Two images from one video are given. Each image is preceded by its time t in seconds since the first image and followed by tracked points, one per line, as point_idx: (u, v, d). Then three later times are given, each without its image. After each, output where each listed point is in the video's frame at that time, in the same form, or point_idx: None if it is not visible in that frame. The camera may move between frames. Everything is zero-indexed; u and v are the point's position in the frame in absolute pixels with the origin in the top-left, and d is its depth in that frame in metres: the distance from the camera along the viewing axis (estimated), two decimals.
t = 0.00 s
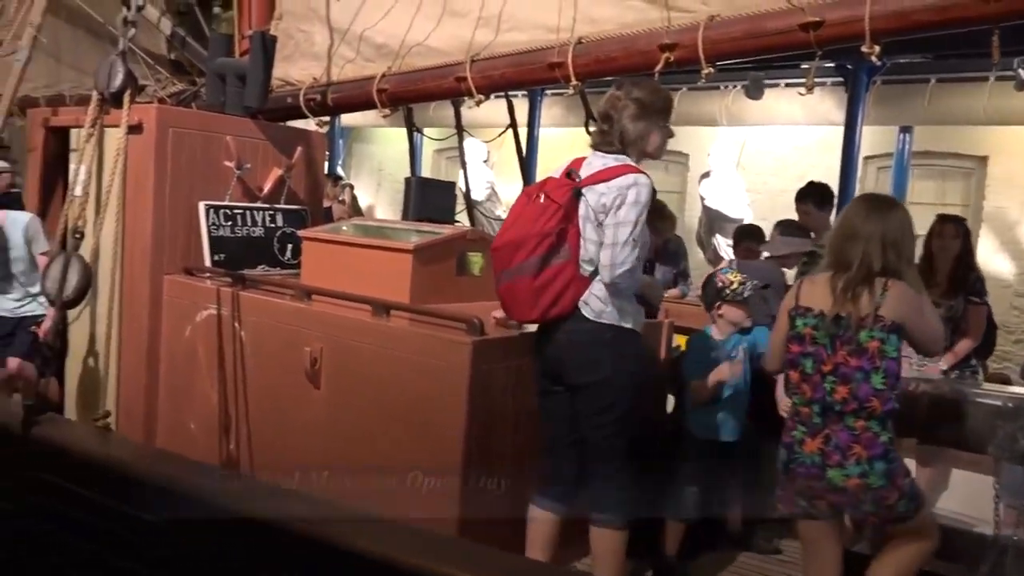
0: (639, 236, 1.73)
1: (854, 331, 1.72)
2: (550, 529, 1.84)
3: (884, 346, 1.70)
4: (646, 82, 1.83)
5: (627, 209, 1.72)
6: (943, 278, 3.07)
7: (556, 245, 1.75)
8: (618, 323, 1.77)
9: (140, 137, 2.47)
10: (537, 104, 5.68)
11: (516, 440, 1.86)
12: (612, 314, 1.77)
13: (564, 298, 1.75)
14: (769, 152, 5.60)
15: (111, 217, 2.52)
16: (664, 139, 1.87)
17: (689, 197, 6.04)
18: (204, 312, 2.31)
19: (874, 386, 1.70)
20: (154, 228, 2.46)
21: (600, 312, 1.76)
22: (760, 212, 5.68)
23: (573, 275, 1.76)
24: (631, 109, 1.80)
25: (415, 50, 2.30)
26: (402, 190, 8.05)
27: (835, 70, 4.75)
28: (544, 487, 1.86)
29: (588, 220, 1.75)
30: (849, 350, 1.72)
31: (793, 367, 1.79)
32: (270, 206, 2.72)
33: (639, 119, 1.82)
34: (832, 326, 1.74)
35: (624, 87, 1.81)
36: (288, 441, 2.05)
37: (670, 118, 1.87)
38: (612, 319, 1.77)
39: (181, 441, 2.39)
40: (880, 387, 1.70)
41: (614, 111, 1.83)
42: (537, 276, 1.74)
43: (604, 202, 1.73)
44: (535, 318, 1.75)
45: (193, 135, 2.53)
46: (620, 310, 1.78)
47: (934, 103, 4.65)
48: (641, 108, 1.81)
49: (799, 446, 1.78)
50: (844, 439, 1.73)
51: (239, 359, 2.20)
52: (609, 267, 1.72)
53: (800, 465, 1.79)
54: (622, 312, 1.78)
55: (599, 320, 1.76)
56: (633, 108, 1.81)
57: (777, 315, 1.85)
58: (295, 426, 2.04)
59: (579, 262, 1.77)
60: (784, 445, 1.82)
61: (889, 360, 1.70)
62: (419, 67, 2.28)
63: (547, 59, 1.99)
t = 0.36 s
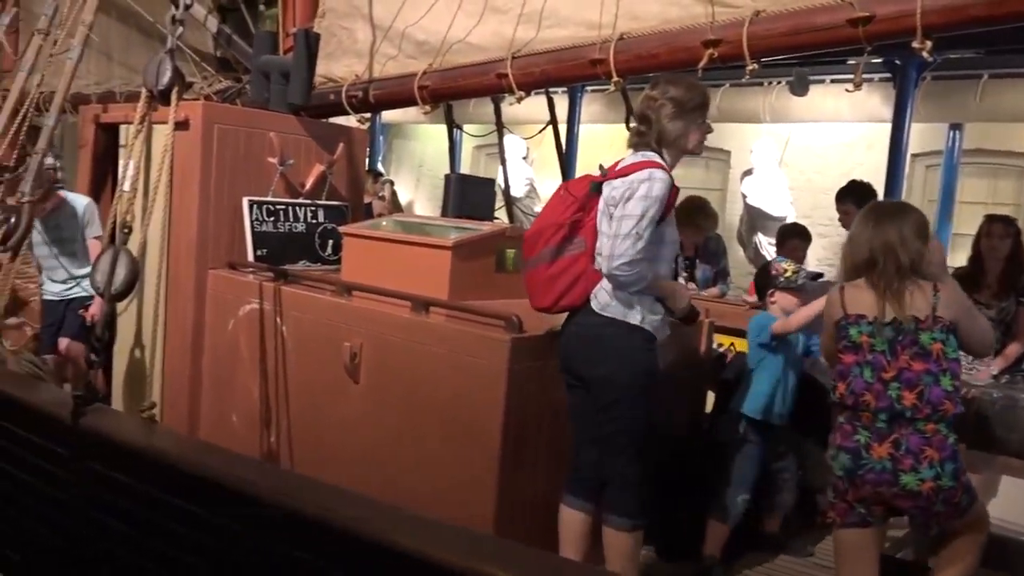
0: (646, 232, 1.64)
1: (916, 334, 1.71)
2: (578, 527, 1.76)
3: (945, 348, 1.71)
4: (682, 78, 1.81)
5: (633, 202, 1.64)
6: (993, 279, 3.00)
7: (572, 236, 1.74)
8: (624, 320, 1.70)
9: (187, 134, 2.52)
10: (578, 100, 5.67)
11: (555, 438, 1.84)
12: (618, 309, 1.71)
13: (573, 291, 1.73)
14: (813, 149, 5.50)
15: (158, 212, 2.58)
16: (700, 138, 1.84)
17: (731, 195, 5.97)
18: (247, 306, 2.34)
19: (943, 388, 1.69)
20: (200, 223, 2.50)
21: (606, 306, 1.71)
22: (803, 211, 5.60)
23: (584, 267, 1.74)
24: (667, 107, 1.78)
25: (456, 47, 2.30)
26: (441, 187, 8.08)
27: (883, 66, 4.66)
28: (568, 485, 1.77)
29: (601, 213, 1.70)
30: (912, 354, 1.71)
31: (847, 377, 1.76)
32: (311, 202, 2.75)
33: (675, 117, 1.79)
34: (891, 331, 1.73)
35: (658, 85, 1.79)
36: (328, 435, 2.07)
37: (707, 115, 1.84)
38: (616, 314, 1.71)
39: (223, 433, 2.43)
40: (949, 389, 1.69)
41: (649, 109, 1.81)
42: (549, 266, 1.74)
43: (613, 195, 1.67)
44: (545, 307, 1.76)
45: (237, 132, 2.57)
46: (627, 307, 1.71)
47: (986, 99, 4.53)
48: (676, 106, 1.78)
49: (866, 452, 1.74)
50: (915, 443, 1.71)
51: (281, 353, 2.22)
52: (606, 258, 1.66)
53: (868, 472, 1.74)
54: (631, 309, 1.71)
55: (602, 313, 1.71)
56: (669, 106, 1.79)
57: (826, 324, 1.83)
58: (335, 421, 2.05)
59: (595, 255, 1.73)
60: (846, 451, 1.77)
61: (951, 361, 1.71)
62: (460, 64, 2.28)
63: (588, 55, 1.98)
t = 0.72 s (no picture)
0: (646, 236, 1.59)
1: (950, 338, 1.67)
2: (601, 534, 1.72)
3: (979, 355, 1.64)
4: (725, 84, 1.66)
5: (635, 207, 1.62)
6: None
7: (591, 243, 1.73)
8: (640, 323, 1.67)
9: (228, 142, 2.56)
10: (614, 104, 5.65)
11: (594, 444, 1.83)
12: (635, 313, 1.67)
13: (593, 295, 1.72)
14: (854, 149, 5.41)
15: (200, 218, 2.63)
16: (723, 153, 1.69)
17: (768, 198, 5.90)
18: (287, 311, 2.36)
19: (976, 394, 1.64)
20: (241, 229, 2.54)
21: (624, 310, 1.69)
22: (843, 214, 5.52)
23: (602, 274, 1.71)
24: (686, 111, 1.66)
25: (492, 52, 2.31)
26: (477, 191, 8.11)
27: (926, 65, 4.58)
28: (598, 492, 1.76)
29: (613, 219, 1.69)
30: (944, 359, 1.67)
31: (884, 378, 1.75)
32: (349, 208, 2.78)
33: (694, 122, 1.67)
34: (927, 335, 1.70)
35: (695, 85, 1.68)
36: (366, 438, 2.09)
37: (745, 127, 1.68)
38: (634, 318, 1.67)
39: (264, 437, 2.46)
40: (983, 395, 1.64)
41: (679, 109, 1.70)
42: (572, 272, 1.75)
43: (621, 200, 1.66)
44: (572, 313, 1.77)
45: (277, 140, 2.61)
46: (644, 311, 1.67)
47: None
48: (698, 111, 1.65)
49: (899, 453, 1.73)
50: (949, 447, 1.68)
51: (319, 358, 2.24)
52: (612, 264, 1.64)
53: (901, 473, 1.73)
54: (648, 313, 1.67)
55: (622, 317, 1.69)
56: (692, 109, 1.67)
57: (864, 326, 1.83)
58: (373, 425, 2.06)
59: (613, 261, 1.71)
60: (882, 451, 1.77)
61: (987, 368, 1.64)
62: (496, 70, 2.29)
63: (624, 59, 1.97)
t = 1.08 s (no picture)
0: (659, 232, 1.59)
1: (990, 353, 1.64)
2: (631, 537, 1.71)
3: (1018, 369, 1.60)
4: (762, 87, 1.63)
5: (651, 204, 1.62)
6: None
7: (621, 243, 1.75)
8: (656, 323, 1.66)
9: (265, 144, 2.60)
10: (647, 105, 5.63)
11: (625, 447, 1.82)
12: (652, 312, 1.67)
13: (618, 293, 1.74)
14: (893, 151, 5.33)
15: (236, 218, 2.66)
16: (755, 157, 1.66)
17: (806, 200, 5.81)
18: (321, 312, 2.39)
19: (1017, 409, 1.59)
20: (276, 231, 2.57)
21: (643, 307, 1.69)
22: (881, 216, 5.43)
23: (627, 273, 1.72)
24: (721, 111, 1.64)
25: (525, 55, 2.31)
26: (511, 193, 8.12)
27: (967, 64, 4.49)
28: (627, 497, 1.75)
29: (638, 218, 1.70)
30: (985, 372, 1.64)
31: (925, 387, 1.74)
32: (383, 210, 2.80)
33: (727, 123, 1.64)
34: (969, 347, 1.67)
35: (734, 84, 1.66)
36: (397, 438, 2.10)
37: (781, 132, 1.64)
38: (650, 316, 1.67)
39: (298, 436, 2.48)
40: None
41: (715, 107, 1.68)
42: (603, 272, 1.77)
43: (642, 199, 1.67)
44: (603, 312, 1.78)
45: (313, 143, 2.64)
46: (660, 309, 1.66)
47: None
48: (731, 112, 1.63)
49: (937, 461, 1.71)
50: (987, 458, 1.63)
51: (352, 359, 2.26)
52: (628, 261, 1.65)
53: (936, 481, 1.71)
54: (663, 311, 1.65)
55: (640, 316, 1.69)
56: (725, 111, 1.65)
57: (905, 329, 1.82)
58: (405, 425, 2.08)
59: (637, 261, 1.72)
60: (921, 457, 1.75)
61: None
62: (529, 72, 2.29)
63: (658, 60, 1.97)
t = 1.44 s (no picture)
0: (698, 239, 1.55)
1: None
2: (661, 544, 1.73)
3: None
4: (796, 80, 1.59)
5: (687, 209, 1.58)
6: None
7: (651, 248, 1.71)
8: (691, 332, 1.62)
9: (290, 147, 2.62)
10: (671, 106, 5.61)
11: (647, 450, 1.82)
12: (687, 321, 1.64)
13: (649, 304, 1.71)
14: (921, 152, 5.26)
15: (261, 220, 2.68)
16: (789, 153, 1.63)
17: (832, 202, 5.74)
18: (344, 313, 2.40)
19: None
20: (299, 232, 2.61)
21: (677, 317, 1.65)
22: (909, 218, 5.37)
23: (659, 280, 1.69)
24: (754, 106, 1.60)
25: (548, 56, 2.32)
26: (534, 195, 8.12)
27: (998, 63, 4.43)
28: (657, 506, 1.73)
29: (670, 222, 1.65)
30: None
31: (966, 388, 1.71)
32: (406, 212, 2.81)
33: (761, 119, 1.61)
34: (1018, 353, 1.62)
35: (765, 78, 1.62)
36: (419, 439, 2.11)
37: (816, 125, 1.62)
38: (686, 326, 1.64)
39: (321, 436, 2.50)
40: None
41: (745, 102, 1.64)
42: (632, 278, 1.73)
43: (675, 202, 1.63)
44: (632, 319, 1.74)
45: (337, 145, 2.66)
46: (697, 318, 1.62)
47: None
48: (765, 108, 1.59)
49: (973, 463, 1.69)
50: None
51: (375, 360, 2.27)
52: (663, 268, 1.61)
53: (971, 483, 1.69)
54: (699, 321, 1.62)
55: (675, 326, 1.66)
56: (758, 106, 1.61)
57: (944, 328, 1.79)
58: (426, 426, 2.09)
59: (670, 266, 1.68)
60: (955, 459, 1.74)
61: None
62: (553, 74, 2.30)
63: (681, 61, 1.96)
